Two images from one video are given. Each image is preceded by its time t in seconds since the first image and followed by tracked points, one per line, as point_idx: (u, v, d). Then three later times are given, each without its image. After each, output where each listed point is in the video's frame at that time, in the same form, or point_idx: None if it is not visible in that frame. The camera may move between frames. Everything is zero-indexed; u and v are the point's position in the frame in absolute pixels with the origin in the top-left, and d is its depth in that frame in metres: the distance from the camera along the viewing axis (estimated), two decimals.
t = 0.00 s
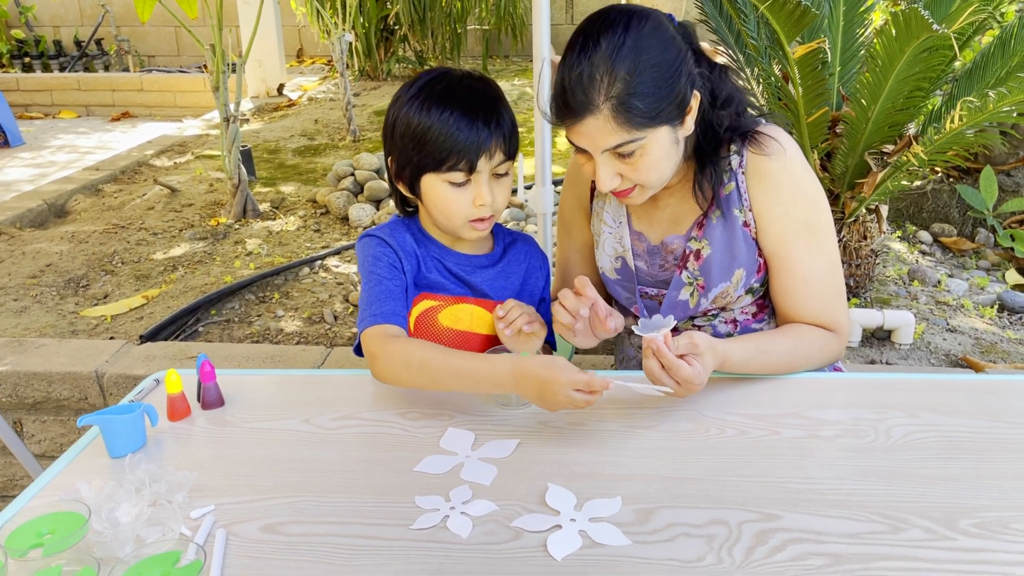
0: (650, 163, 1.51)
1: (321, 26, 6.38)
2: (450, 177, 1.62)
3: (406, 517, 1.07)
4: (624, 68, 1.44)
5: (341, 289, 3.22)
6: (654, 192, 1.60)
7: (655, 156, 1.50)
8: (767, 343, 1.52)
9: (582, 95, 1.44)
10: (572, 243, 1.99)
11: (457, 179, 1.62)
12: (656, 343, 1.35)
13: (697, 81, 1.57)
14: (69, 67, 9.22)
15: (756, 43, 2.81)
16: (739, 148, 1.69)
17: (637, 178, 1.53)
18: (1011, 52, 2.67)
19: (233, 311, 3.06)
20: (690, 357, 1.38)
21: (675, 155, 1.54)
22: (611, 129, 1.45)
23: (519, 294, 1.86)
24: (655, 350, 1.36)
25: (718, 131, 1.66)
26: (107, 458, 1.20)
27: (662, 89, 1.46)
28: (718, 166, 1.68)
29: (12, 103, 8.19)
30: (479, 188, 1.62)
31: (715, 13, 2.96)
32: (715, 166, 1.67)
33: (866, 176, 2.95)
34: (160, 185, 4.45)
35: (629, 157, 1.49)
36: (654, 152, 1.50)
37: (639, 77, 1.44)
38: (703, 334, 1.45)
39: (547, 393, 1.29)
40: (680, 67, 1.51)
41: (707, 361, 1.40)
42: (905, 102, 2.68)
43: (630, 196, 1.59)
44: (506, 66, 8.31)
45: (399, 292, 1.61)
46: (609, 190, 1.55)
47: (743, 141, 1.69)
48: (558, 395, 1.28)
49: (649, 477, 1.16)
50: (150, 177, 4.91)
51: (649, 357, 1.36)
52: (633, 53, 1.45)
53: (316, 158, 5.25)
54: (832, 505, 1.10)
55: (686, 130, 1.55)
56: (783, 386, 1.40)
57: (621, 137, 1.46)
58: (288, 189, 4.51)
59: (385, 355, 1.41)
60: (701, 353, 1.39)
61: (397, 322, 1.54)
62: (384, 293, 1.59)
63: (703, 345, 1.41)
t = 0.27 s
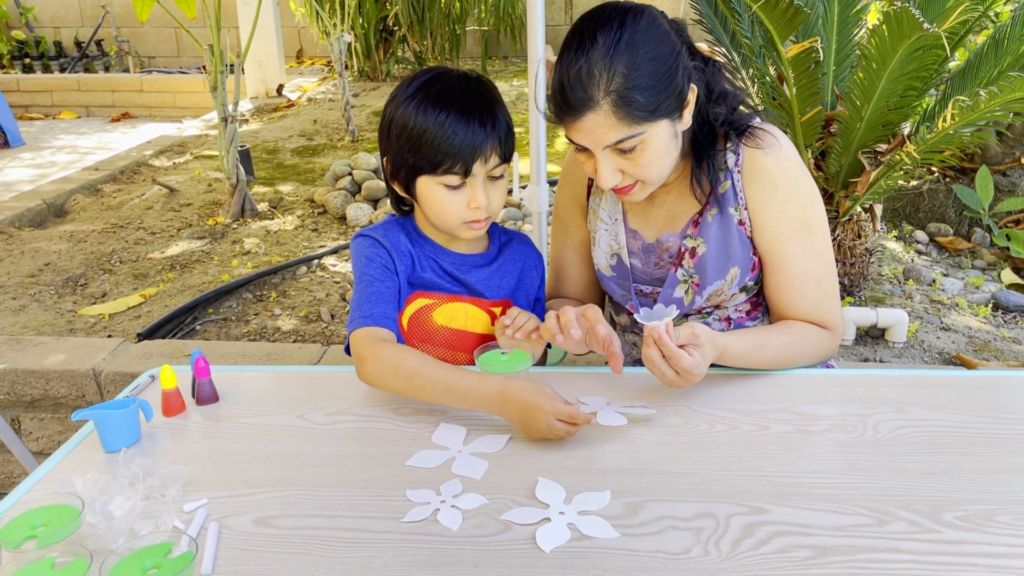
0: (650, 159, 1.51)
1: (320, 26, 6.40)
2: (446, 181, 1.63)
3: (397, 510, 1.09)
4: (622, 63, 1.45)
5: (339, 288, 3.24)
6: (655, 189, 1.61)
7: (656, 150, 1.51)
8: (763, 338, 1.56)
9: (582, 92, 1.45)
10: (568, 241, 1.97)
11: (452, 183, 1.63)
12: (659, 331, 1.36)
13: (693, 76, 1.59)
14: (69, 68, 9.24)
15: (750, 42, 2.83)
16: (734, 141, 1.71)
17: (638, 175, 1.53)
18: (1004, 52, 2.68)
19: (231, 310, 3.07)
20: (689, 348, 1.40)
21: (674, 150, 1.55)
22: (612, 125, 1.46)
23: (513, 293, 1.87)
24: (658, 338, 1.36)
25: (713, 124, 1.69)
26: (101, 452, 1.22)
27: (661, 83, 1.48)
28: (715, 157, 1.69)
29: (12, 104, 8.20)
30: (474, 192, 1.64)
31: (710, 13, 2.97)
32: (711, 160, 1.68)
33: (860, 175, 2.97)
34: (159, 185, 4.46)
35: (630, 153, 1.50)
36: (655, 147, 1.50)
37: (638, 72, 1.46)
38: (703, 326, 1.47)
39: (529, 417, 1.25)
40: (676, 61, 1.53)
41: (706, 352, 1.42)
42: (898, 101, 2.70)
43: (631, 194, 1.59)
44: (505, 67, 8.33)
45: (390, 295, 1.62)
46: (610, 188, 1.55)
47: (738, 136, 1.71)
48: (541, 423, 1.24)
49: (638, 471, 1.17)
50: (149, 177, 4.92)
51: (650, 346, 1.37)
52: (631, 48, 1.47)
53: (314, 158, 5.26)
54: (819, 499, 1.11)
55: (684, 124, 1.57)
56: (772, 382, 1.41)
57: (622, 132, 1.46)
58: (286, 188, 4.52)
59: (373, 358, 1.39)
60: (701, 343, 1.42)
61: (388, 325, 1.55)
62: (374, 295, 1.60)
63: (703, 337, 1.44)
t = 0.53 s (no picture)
0: (650, 161, 1.52)
1: (320, 27, 6.41)
2: (442, 183, 1.63)
3: (392, 508, 1.09)
4: (622, 66, 1.46)
5: (338, 288, 3.24)
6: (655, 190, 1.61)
7: (656, 152, 1.51)
8: (776, 339, 1.56)
9: (582, 95, 1.45)
10: (568, 240, 1.97)
11: (449, 185, 1.63)
12: (676, 349, 1.33)
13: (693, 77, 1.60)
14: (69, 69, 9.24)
15: (748, 42, 2.84)
16: (734, 141, 1.71)
17: (638, 176, 1.54)
18: (1000, 52, 2.69)
19: (229, 310, 3.08)
20: (708, 360, 1.37)
21: (674, 151, 1.55)
22: (612, 128, 1.46)
23: (512, 291, 1.88)
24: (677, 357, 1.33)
25: (713, 124, 1.69)
26: (99, 450, 1.22)
27: (661, 85, 1.48)
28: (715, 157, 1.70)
29: (12, 105, 8.21)
30: (471, 193, 1.64)
31: (708, 13, 2.97)
32: (711, 160, 1.68)
33: (857, 175, 2.97)
34: (158, 185, 4.47)
35: (631, 155, 1.50)
36: (656, 148, 1.51)
37: (638, 74, 1.46)
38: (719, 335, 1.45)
39: (528, 409, 1.26)
40: (676, 62, 1.53)
41: (727, 361, 1.40)
42: (895, 102, 2.72)
43: (632, 194, 1.60)
44: (505, 68, 8.33)
45: (388, 297, 1.62)
46: (611, 189, 1.56)
47: (737, 136, 1.71)
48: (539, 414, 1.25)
49: (633, 469, 1.18)
50: (148, 178, 4.93)
51: (668, 364, 1.35)
52: (631, 51, 1.47)
53: (314, 159, 5.27)
54: (813, 497, 1.11)
55: (683, 125, 1.57)
56: (768, 381, 1.42)
57: (623, 134, 1.47)
58: (285, 189, 4.53)
59: (369, 361, 1.39)
60: (719, 353, 1.39)
61: (384, 327, 1.55)
62: (373, 297, 1.60)
63: (720, 346, 1.41)
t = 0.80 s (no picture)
0: (650, 163, 1.52)
1: (320, 29, 6.42)
2: (438, 181, 1.64)
3: (388, 507, 1.10)
4: (623, 68, 1.47)
5: (336, 289, 3.25)
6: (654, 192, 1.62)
7: (656, 154, 1.52)
8: (778, 342, 1.56)
9: (583, 96, 1.46)
10: (566, 240, 1.97)
11: (444, 183, 1.64)
12: (683, 358, 1.32)
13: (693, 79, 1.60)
14: (70, 70, 9.24)
15: (745, 44, 2.85)
16: (734, 144, 1.72)
17: (638, 178, 1.54)
18: (996, 54, 2.70)
19: (228, 310, 3.09)
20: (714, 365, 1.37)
21: (674, 153, 1.56)
22: (612, 129, 1.46)
23: (509, 290, 1.88)
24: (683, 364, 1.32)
25: (712, 126, 1.70)
26: (97, 450, 1.23)
27: (661, 88, 1.49)
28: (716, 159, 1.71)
29: (13, 106, 8.22)
30: (466, 192, 1.64)
31: (705, 15, 2.98)
32: (711, 162, 1.69)
33: (854, 176, 2.98)
34: (158, 186, 4.48)
35: (631, 156, 1.51)
36: (656, 151, 1.51)
37: (639, 77, 1.47)
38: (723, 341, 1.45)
39: (504, 399, 1.28)
40: (677, 65, 1.54)
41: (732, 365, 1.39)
42: (892, 103, 2.73)
43: (631, 195, 1.60)
44: (505, 70, 8.34)
45: (377, 296, 1.65)
46: (611, 191, 1.56)
47: (737, 139, 1.72)
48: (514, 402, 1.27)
49: (629, 469, 1.18)
50: (148, 179, 4.94)
51: (676, 372, 1.34)
52: (632, 54, 1.48)
53: (313, 160, 5.28)
54: (807, 496, 1.12)
55: (683, 127, 1.58)
56: (763, 382, 1.42)
57: (623, 136, 1.47)
58: (284, 190, 4.53)
59: (355, 357, 1.41)
60: (724, 359, 1.39)
61: (371, 325, 1.57)
62: (362, 296, 1.63)
63: (725, 351, 1.41)
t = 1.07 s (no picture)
0: (646, 157, 1.52)
1: (319, 30, 6.42)
2: (435, 181, 1.64)
3: (382, 507, 1.10)
4: (618, 62, 1.47)
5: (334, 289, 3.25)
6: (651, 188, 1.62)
7: (651, 149, 1.52)
8: (774, 341, 1.57)
9: (578, 89, 1.47)
10: (564, 238, 1.96)
11: (442, 183, 1.64)
12: (676, 361, 1.31)
13: (690, 75, 1.60)
14: (70, 72, 9.25)
15: (742, 45, 2.86)
16: (730, 142, 1.73)
17: (634, 173, 1.54)
18: (993, 55, 2.70)
19: (226, 311, 3.09)
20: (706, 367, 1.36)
21: (670, 148, 1.56)
22: (608, 123, 1.47)
23: (506, 289, 1.88)
24: (677, 368, 1.31)
25: (709, 124, 1.71)
26: (92, 450, 1.23)
27: (656, 82, 1.49)
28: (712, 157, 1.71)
29: (12, 108, 8.23)
30: (463, 192, 1.65)
31: (703, 16, 3.01)
32: (707, 160, 1.69)
33: (851, 177, 2.99)
34: (157, 187, 4.49)
35: (626, 151, 1.51)
36: (651, 145, 1.51)
37: (634, 70, 1.47)
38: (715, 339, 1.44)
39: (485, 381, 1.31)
40: (672, 60, 1.54)
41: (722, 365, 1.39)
42: (888, 104, 2.73)
43: (627, 192, 1.60)
44: (504, 71, 8.34)
45: (367, 296, 1.66)
46: (607, 186, 1.56)
47: (733, 137, 1.73)
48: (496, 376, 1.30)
49: (623, 469, 1.18)
50: (147, 180, 4.94)
51: (670, 376, 1.33)
52: (626, 48, 1.49)
53: (312, 161, 5.28)
54: (801, 496, 1.12)
55: (680, 123, 1.58)
56: (758, 382, 1.43)
57: (619, 130, 1.47)
58: (283, 191, 4.54)
59: (337, 356, 1.42)
60: (717, 359, 1.38)
61: (356, 325, 1.58)
62: (351, 296, 1.64)
63: (718, 351, 1.41)
